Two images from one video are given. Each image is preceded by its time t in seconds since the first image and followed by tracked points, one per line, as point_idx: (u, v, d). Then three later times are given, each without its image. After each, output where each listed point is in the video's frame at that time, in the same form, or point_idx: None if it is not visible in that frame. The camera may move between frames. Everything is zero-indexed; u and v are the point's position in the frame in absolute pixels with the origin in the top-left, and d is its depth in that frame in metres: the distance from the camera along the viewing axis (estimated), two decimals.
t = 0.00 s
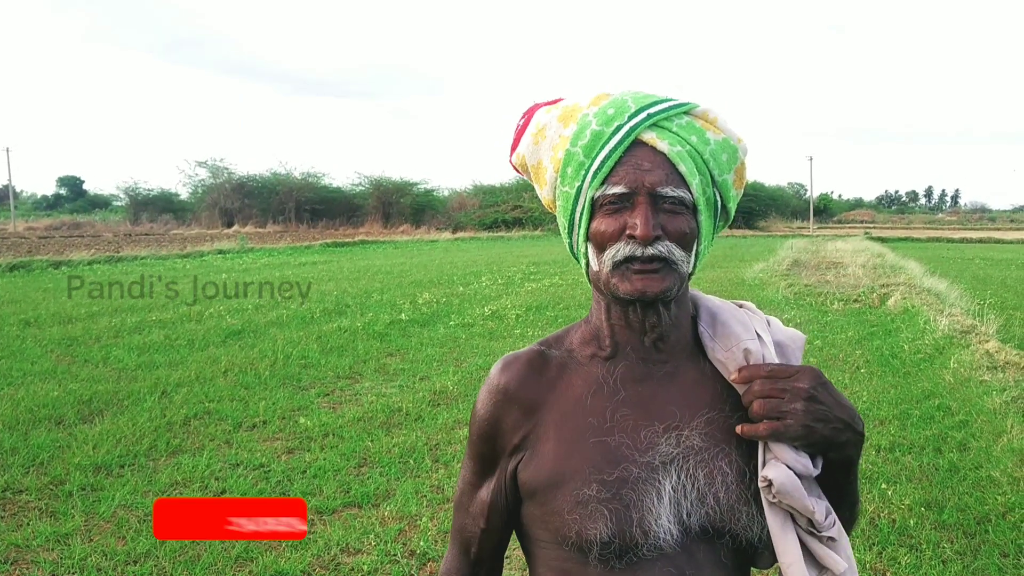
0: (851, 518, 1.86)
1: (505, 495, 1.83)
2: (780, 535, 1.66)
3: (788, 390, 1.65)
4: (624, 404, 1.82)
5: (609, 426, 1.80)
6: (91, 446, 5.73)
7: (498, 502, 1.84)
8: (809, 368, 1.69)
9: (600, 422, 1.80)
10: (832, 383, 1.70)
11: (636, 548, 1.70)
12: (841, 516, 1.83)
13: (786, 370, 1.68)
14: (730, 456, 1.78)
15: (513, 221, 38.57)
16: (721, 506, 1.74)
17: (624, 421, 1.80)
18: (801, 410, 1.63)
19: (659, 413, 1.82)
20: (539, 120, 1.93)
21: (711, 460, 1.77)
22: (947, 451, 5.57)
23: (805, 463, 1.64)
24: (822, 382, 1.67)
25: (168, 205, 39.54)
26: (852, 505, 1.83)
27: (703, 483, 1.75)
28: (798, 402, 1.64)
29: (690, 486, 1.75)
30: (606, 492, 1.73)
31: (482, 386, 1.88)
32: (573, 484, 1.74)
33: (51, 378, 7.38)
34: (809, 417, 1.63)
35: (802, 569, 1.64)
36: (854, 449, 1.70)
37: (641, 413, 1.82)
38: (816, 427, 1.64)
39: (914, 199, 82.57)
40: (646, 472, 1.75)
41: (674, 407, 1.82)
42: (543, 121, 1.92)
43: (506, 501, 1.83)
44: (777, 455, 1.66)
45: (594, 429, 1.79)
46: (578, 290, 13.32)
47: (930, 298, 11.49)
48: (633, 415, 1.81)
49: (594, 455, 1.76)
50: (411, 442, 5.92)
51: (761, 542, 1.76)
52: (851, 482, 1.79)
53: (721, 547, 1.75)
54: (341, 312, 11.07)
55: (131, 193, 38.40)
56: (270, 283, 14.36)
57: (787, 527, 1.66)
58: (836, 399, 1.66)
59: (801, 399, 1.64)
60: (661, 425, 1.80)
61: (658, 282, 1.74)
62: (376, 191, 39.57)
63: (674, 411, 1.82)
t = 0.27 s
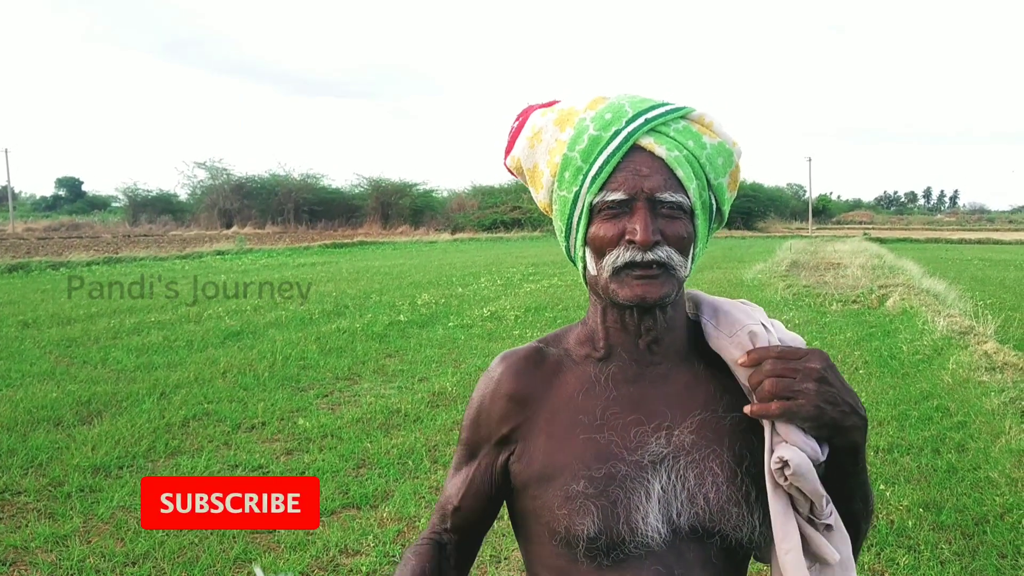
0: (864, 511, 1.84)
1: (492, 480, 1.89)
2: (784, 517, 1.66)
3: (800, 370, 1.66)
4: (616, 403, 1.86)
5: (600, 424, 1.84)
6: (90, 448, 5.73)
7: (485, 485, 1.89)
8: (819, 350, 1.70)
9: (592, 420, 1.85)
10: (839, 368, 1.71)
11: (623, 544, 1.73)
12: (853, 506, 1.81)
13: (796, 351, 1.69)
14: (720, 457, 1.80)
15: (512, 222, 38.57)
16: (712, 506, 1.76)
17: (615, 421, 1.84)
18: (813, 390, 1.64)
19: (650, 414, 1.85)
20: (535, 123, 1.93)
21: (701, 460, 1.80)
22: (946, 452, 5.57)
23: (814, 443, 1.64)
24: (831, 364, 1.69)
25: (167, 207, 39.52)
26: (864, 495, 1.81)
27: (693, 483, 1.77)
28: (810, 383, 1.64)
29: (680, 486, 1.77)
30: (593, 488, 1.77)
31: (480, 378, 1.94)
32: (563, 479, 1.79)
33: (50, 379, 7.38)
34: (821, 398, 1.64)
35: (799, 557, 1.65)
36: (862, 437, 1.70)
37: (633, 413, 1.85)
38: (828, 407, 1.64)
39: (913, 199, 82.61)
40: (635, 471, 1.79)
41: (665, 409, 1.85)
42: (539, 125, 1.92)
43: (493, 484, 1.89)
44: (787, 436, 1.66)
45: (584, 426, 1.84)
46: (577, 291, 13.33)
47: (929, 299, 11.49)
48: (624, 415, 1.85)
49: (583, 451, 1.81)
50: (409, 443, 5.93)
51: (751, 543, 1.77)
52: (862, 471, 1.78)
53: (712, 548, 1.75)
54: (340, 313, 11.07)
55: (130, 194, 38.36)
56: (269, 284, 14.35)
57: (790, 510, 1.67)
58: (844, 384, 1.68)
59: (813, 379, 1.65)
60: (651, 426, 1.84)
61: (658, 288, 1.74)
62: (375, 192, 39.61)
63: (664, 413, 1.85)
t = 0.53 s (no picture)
0: (859, 516, 1.83)
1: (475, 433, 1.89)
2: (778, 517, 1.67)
3: (801, 369, 1.67)
4: (613, 394, 1.88)
5: (596, 411, 1.86)
6: (91, 448, 5.74)
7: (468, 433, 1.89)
8: (820, 353, 1.71)
9: (588, 407, 1.87)
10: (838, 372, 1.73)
11: (616, 534, 1.75)
12: (849, 509, 1.80)
13: (799, 351, 1.70)
14: (717, 455, 1.81)
15: (512, 223, 38.60)
16: (707, 503, 1.77)
17: (611, 411, 1.86)
18: (813, 392, 1.64)
19: (648, 408, 1.86)
20: (532, 127, 1.94)
21: (698, 458, 1.80)
22: (945, 452, 5.58)
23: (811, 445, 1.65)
24: (830, 368, 1.70)
25: (167, 207, 39.51)
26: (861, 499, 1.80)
27: (688, 480, 1.78)
28: (810, 385, 1.65)
29: (676, 482, 1.78)
30: (588, 473, 1.79)
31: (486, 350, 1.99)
32: (559, 462, 1.82)
33: (51, 380, 7.39)
34: (820, 400, 1.64)
35: (799, 556, 1.65)
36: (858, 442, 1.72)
37: (630, 405, 1.87)
38: (828, 409, 1.64)
39: (913, 199, 82.67)
40: (631, 461, 1.80)
41: (662, 404, 1.87)
42: (535, 127, 1.92)
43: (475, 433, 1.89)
44: (784, 437, 1.67)
45: (581, 411, 1.87)
46: (577, 291, 13.34)
47: (929, 300, 11.51)
48: (621, 404, 1.87)
49: (579, 435, 1.84)
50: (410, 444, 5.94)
51: (748, 541, 1.78)
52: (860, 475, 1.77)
53: (709, 545, 1.76)
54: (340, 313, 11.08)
55: (129, 195, 38.36)
56: (269, 284, 14.36)
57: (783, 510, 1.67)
58: (842, 388, 1.70)
59: (814, 380, 1.66)
60: (648, 419, 1.85)
61: (657, 285, 1.74)
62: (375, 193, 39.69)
63: (662, 407, 1.86)
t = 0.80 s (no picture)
0: (834, 533, 1.87)
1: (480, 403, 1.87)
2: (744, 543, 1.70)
3: (763, 406, 1.69)
4: (617, 388, 1.89)
5: (600, 404, 1.87)
6: (92, 448, 5.74)
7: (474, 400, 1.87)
8: (791, 388, 1.72)
9: (592, 400, 1.88)
10: (813, 405, 1.72)
11: (617, 527, 1.75)
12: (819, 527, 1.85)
13: (767, 385, 1.71)
14: (719, 454, 1.82)
15: (513, 223, 38.83)
16: (709, 503, 1.78)
17: (614, 404, 1.87)
18: (772, 429, 1.67)
19: (650, 405, 1.87)
20: (530, 126, 1.94)
21: (701, 456, 1.81)
22: (946, 452, 5.59)
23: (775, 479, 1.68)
24: (801, 406, 1.70)
25: (167, 207, 39.54)
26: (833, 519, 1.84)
27: (691, 479, 1.79)
28: (771, 422, 1.68)
29: (678, 481, 1.78)
30: (592, 465, 1.80)
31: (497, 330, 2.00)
32: (562, 451, 1.82)
33: (52, 380, 7.39)
34: (779, 438, 1.67)
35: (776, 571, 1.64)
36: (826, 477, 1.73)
37: (634, 401, 1.87)
38: (789, 445, 1.67)
39: (913, 199, 82.65)
40: (633, 456, 1.81)
41: (665, 401, 1.87)
42: (533, 128, 1.92)
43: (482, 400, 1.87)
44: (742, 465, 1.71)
45: (585, 403, 1.88)
46: (577, 291, 13.35)
47: (929, 300, 11.51)
48: (625, 399, 1.88)
49: (583, 427, 1.84)
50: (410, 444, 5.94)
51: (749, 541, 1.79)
52: (833, 499, 1.80)
53: (711, 545, 1.77)
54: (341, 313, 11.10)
55: (130, 195, 38.39)
56: (270, 284, 14.38)
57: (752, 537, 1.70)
58: (812, 425, 1.70)
59: (775, 418, 1.68)
60: (652, 415, 1.86)
61: (657, 286, 1.75)
62: (375, 194, 39.85)
63: (664, 404, 1.87)
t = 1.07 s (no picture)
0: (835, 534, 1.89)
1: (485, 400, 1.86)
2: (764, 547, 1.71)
3: (783, 413, 1.69)
4: (624, 385, 1.89)
5: (607, 401, 1.87)
6: (92, 447, 5.73)
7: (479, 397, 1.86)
8: (806, 395, 1.72)
9: (599, 397, 1.87)
10: (829, 411, 1.73)
11: (626, 526, 1.75)
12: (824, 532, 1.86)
13: (785, 391, 1.71)
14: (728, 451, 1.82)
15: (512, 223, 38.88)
16: (718, 500, 1.78)
17: (621, 402, 1.86)
18: (791, 438, 1.68)
19: (658, 402, 1.86)
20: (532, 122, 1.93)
21: (709, 454, 1.81)
22: (945, 451, 5.59)
23: (793, 486, 1.68)
24: (818, 411, 1.71)
25: (166, 207, 39.49)
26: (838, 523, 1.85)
27: (700, 476, 1.79)
28: (790, 430, 1.68)
29: (687, 478, 1.78)
30: (599, 463, 1.79)
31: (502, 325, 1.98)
32: (570, 449, 1.81)
33: (52, 380, 7.38)
34: (799, 445, 1.68)
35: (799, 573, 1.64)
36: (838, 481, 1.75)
37: (641, 398, 1.87)
38: (806, 452, 1.68)
39: (912, 199, 82.67)
40: (641, 454, 1.80)
41: (672, 398, 1.87)
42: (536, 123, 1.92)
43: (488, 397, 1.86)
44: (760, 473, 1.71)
45: (592, 400, 1.87)
46: (577, 291, 13.35)
47: (929, 299, 11.51)
48: (631, 397, 1.87)
49: (590, 424, 1.84)
50: (410, 444, 5.94)
51: (757, 538, 1.80)
52: (839, 503, 1.81)
53: (719, 543, 1.78)
54: (340, 313, 11.09)
55: (129, 195, 38.34)
56: (269, 284, 14.37)
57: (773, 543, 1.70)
58: (829, 430, 1.71)
59: (795, 425, 1.68)
60: (659, 412, 1.85)
61: (661, 281, 1.75)
62: (374, 193, 39.86)
63: (672, 401, 1.87)
